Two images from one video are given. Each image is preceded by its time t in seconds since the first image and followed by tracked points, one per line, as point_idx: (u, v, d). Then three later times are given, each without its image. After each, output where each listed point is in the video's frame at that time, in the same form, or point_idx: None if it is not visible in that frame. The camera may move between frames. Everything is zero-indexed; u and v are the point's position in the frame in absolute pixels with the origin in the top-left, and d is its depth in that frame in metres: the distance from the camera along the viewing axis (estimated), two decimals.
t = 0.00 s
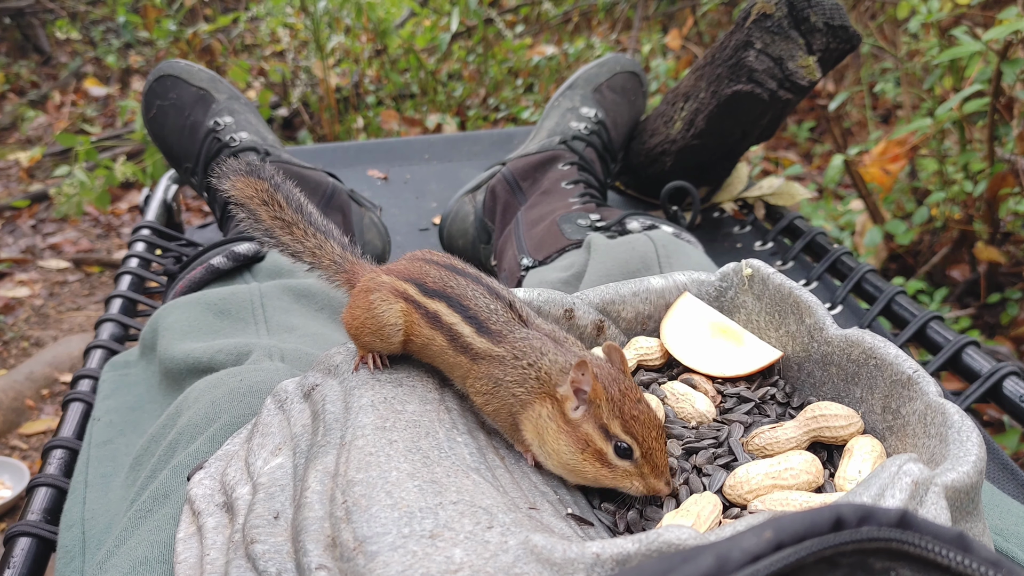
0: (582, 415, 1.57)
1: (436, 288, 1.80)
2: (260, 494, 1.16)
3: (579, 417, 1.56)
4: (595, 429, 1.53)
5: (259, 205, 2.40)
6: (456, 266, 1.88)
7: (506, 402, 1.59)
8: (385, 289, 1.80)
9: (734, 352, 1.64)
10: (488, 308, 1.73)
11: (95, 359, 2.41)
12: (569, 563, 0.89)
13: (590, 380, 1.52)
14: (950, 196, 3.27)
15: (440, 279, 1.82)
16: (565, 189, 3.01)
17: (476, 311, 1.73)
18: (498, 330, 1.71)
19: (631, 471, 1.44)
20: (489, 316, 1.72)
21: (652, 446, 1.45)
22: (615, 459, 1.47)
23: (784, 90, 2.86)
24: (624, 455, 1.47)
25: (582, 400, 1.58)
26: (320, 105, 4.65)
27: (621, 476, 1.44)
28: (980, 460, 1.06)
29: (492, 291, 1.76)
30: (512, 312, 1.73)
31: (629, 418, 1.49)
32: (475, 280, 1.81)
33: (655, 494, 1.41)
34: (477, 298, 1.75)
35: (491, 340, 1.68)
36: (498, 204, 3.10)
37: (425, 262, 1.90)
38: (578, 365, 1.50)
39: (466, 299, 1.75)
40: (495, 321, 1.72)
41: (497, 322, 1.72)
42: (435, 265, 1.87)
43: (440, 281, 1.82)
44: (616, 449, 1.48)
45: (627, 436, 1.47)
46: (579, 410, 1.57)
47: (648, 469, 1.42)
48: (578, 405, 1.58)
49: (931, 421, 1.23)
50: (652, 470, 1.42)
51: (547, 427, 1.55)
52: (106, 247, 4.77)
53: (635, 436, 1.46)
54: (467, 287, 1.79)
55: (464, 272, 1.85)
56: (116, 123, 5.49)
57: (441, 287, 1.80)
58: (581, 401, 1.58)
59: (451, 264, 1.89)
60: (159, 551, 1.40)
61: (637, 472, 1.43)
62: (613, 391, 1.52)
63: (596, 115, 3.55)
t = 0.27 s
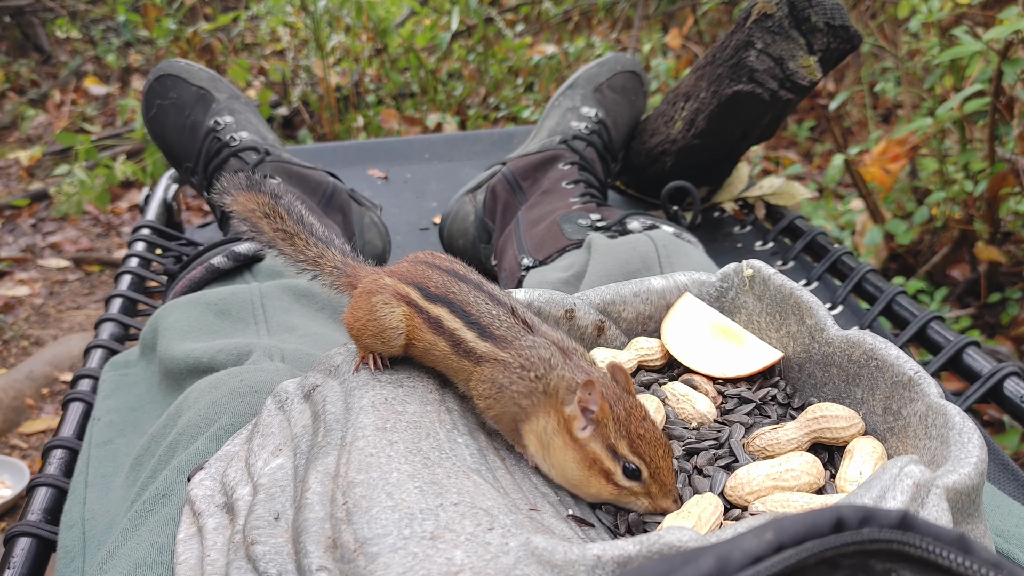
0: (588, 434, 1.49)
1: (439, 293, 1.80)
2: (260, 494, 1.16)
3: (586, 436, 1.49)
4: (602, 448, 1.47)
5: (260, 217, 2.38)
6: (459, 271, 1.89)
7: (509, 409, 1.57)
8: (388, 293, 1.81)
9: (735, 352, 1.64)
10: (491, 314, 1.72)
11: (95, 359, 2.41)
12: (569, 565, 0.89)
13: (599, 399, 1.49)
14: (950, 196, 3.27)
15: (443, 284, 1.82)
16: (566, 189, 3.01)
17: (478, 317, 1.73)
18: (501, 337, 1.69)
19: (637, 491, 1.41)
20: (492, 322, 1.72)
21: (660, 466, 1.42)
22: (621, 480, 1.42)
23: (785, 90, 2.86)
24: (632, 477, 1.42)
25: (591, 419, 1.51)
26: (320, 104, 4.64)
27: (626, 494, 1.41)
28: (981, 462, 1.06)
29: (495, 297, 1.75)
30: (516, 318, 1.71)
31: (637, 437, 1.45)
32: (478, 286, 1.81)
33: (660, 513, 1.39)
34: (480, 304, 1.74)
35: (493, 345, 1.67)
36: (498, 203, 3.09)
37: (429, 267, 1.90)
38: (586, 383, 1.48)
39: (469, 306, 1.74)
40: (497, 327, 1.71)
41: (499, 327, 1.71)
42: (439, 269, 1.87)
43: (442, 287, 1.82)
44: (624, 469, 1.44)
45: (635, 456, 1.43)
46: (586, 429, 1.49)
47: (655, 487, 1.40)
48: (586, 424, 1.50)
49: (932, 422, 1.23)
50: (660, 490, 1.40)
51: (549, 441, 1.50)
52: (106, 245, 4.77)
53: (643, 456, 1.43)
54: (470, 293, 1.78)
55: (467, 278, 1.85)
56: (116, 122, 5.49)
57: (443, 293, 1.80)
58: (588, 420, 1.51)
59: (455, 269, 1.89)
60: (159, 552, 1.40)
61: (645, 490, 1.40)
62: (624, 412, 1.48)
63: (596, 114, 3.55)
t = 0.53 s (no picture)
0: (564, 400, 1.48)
1: (438, 291, 1.79)
2: (260, 496, 1.16)
3: (564, 403, 1.47)
4: (580, 413, 1.45)
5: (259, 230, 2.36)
6: (459, 269, 1.87)
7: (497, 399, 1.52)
8: (388, 291, 1.81)
9: (736, 354, 1.64)
10: (488, 311, 1.71)
11: (95, 358, 2.41)
12: (570, 567, 0.89)
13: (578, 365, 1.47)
14: (951, 196, 3.27)
15: (442, 282, 1.81)
16: (566, 189, 3.01)
17: (475, 314, 1.72)
18: (495, 333, 1.67)
19: (615, 457, 1.40)
20: (488, 319, 1.70)
21: (637, 432, 1.41)
22: (599, 445, 1.40)
23: (785, 90, 2.85)
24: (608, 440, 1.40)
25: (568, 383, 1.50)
26: (320, 103, 4.63)
27: (605, 463, 1.39)
28: (982, 465, 1.06)
29: (494, 294, 1.74)
30: (510, 314, 1.69)
31: (616, 399, 1.43)
32: (477, 282, 1.80)
33: (637, 482, 1.41)
34: (479, 302, 1.74)
35: (488, 343, 1.65)
36: (499, 203, 3.09)
37: (430, 265, 1.89)
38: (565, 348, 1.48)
39: (468, 304, 1.74)
40: (492, 324, 1.69)
41: (494, 324, 1.69)
42: (439, 268, 1.87)
43: (442, 284, 1.81)
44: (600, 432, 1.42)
45: (612, 420, 1.41)
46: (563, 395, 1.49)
47: (632, 456, 1.40)
48: (563, 390, 1.50)
49: (932, 424, 1.23)
50: (637, 459, 1.41)
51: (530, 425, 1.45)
52: (106, 244, 4.77)
53: (622, 421, 1.41)
54: (468, 289, 1.78)
55: (468, 275, 1.84)
56: (115, 121, 5.49)
57: (443, 290, 1.79)
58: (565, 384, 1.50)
59: (455, 267, 1.88)
60: (159, 553, 1.40)
61: (621, 458, 1.40)
62: (601, 375, 1.47)
63: (597, 114, 3.54)
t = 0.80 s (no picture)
0: (551, 376, 1.57)
1: (432, 285, 1.76)
2: (260, 495, 1.16)
3: (550, 378, 1.56)
4: (568, 385, 1.55)
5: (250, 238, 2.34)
6: (452, 263, 1.86)
7: (490, 391, 1.54)
8: (383, 288, 1.78)
9: (736, 353, 1.64)
10: (478, 305, 1.72)
11: (95, 357, 2.41)
12: (570, 566, 0.89)
13: (553, 339, 1.52)
14: (951, 196, 3.27)
15: (436, 276, 1.78)
16: (566, 188, 3.01)
17: (468, 308, 1.72)
18: (484, 328, 1.68)
19: (612, 419, 1.48)
20: (478, 312, 1.71)
21: (628, 390, 1.50)
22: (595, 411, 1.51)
23: (786, 90, 2.85)
24: (601, 404, 1.51)
25: (549, 361, 1.57)
26: (320, 102, 4.63)
27: (608, 428, 1.47)
28: (982, 464, 1.06)
29: (486, 288, 1.75)
30: (500, 308, 1.73)
31: (596, 363, 1.52)
32: (471, 276, 1.79)
33: (638, 439, 1.45)
34: (470, 295, 1.74)
35: (479, 337, 1.64)
36: (499, 203, 3.09)
37: (423, 262, 1.87)
38: (539, 325, 1.51)
39: (459, 297, 1.73)
40: (482, 318, 1.70)
41: (484, 318, 1.70)
42: (432, 263, 1.85)
43: (437, 279, 1.78)
44: (593, 398, 1.53)
45: (600, 382, 1.51)
46: (548, 371, 1.57)
47: (630, 414, 1.47)
48: (547, 365, 1.57)
49: (933, 424, 1.22)
50: (634, 415, 1.47)
51: (526, 412, 1.51)
52: (106, 243, 4.76)
53: (609, 381, 1.50)
54: (461, 283, 1.76)
55: (462, 270, 1.82)
56: (115, 119, 5.48)
57: (437, 284, 1.76)
58: (548, 362, 1.57)
59: (448, 262, 1.86)
60: (160, 552, 1.40)
61: (619, 419, 1.47)
62: (579, 346, 1.54)
63: (597, 113, 3.54)
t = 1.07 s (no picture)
0: (550, 380, 1.55)
1: (432, 285, 1.76)
2: (260, 493, 1.16)
3: (549, 382, 1.55)
4: (568, 390, 1.53)
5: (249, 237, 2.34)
6: (452, 262, 1.86)
7: (489, 392, 1.54)
8: (383, 287, 1.78)
9: (735, 352, 1.64)
10: (478, 305, 1.72)
11: (95, 355, 2.42)
12: (569, 564, 0.89)
13: (553, 344, 1.53)
14: (951, 195, 3.27)
15: (436, 275, 1.78)
16: (566, 188, 3.00)
17: (467, 309, 1.71)
18: (484, 329, 1.68)
19: (610, 426, 1.46)
20: (477, 313, 1.71)
21: (626, 396, 1.48)
22: (592, 416, 1.48)
23: (786, 89, 2.85)
24: (599, 410, 1.49)
25: (549, 366, 1.56)
26: (320, 101, 4.63)
27: (605, 435, 1.45)
28: (981, 463, 1.06)
29: (486, 288, 1.75)
30: (499, 308, 1.72)
31: (595, 368, 1.50)
32: (471, 276, 1.79)
33: (638, 448, 1.43)
34: (470, 295, 1.74)
35: (479, 338, 1.65)
36: (499, 202, 3.09)
37: (423, 261, 1.87)
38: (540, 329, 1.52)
39: (459, 296, 1.73)
40: (481, 318, 1.70)
41: (483, 318, 1.70)
42: (432, 262, 1.85)
43: (436, 278, 1.78)
44: (592, 403, 1.50)
45: (599, 388, 1.49)
46: (548, 375, 1.55)
47: (627, 421, 1.45)
48: (546, 370, 1.56)
49: (932, 422, 1.23)
50: (632, 422, 1.45)
51: (525, 415, 1.51)
52: (106, 242, 4.76)
53: (608, 388, 1.48)
54: (461, 283, 1.76)
55: (462, 269, 1.81)
56: (115, 119, 5.48)
57: (437, 283, 1.76)
58: (547, 366, 1.56)
59: (448, 261, 1.87)
60: (159, 549, 1.40)
61: (618, 426, 1.45)
62: (578, 351, 1.52)
63: (596, 113, 3.54)
